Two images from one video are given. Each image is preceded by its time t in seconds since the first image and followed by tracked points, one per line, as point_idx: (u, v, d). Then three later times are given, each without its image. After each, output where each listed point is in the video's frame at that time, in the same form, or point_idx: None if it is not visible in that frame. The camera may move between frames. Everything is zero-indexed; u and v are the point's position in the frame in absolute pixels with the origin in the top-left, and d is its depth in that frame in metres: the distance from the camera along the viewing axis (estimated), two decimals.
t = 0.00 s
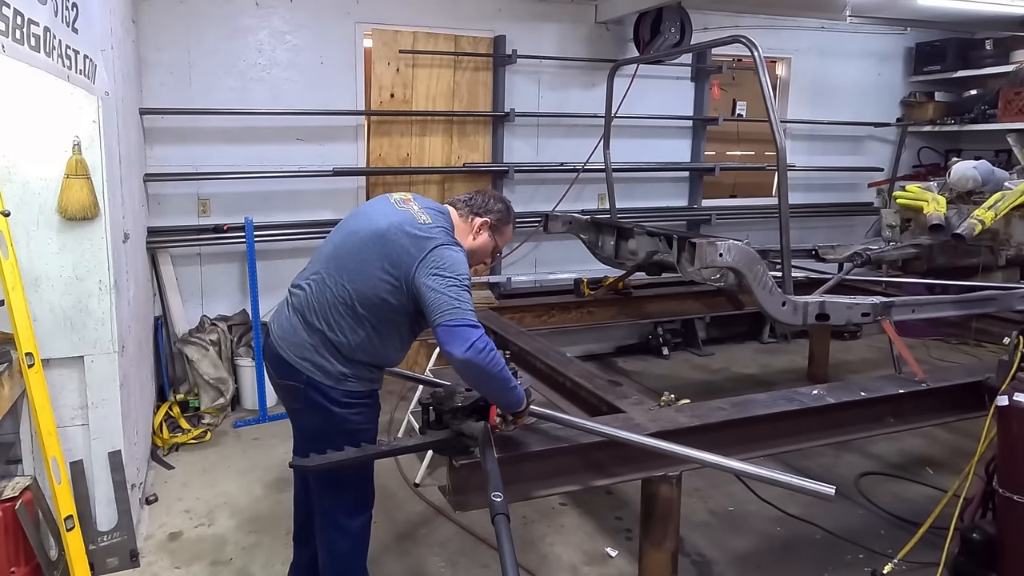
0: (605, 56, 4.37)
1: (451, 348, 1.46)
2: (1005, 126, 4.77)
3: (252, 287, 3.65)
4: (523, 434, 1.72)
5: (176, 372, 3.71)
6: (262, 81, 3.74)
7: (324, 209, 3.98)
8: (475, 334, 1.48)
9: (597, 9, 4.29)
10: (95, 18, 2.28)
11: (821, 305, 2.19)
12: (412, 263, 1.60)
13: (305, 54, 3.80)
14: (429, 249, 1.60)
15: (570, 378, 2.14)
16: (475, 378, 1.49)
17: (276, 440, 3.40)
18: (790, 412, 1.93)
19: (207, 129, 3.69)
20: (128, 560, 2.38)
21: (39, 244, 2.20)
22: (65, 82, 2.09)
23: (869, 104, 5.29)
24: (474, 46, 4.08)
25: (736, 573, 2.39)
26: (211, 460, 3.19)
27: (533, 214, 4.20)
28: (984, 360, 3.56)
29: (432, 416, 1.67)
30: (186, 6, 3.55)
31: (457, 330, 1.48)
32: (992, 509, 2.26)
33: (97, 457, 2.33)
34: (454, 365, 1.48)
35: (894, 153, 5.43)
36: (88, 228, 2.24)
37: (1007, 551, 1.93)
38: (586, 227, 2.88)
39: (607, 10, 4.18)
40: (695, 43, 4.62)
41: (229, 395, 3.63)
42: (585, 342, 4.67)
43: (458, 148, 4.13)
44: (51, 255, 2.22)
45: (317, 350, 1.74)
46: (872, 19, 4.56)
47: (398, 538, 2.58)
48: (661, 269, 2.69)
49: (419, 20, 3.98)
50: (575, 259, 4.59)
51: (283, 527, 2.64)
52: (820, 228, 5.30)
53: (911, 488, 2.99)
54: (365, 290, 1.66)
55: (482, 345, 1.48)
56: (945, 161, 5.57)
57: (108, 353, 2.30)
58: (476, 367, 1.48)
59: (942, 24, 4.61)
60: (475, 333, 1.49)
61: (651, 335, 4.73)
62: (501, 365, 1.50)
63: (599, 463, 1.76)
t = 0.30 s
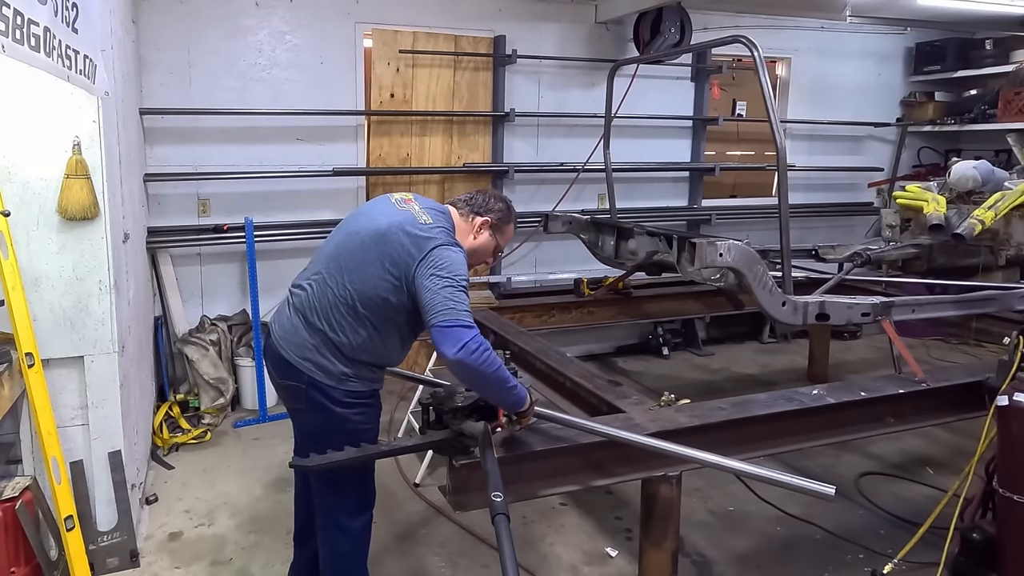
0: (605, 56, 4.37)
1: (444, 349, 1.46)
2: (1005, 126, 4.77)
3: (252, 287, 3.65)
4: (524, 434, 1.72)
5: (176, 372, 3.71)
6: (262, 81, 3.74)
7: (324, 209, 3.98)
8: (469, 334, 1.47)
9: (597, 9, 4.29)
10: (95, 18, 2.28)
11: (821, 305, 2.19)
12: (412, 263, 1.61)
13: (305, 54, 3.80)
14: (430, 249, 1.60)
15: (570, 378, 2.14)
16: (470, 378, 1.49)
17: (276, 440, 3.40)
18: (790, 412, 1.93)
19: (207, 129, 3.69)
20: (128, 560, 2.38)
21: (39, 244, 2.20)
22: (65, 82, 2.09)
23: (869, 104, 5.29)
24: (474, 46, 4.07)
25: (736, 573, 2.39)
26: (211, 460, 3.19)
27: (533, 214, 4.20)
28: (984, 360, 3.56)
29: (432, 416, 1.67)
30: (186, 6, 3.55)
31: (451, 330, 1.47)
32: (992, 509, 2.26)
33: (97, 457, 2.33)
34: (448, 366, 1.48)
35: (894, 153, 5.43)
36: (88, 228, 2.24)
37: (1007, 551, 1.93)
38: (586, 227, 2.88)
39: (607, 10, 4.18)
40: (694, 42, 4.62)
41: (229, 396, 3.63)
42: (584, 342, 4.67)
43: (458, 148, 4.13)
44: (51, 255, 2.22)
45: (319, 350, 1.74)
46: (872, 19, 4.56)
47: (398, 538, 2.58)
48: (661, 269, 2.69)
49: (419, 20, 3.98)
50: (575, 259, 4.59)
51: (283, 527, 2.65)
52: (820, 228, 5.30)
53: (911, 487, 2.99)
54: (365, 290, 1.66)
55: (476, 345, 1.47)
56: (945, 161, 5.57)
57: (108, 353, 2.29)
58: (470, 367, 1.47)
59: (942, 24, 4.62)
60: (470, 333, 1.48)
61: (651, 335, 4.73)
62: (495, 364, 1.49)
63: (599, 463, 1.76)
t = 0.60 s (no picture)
0: (605, 56, 4.37)
1: (441, 352, 1.45)
2: (1005, 126, 4.77)
3: (252, 287, 3.65)
4: (524, 434, 1.72)
5: (176, 372, 3.71)
6: (262, 81, 3.74)
7: (324, 209, 3.98)
8: (465, 336, 1.46)
9: (597, 9, 4.29)
10: (95, 18, 2.28)
11: (820, 305, 2.19)
12: (410, 264, 1.61)
13: (305, 54, 3.80)
14: (428, 250, 1.60)
15: (570, 377, 2.14)
16: (467, 380, 1.48)
17: (276, 440, 3.40)
18: (790, 412, 1.93)
19: (207, 129, 3.69)
20: (128, 560, 2.38)
21: (39, 244, 2.20)
22: (65, 82, 2.09)
23: (869, 104, 5.29)
24: (474, 46, 4.07)
25: (736, 573, 2.39)
26: (211, 460, 3.19)
27: (533, 214, 4.20)
28: (983, 360, 3.56)
29: (432, 416, 1.67)
30: (186, 7, 3.55)
31: (448, 332, 1.46)
32: (992, 509, 2.26)
33: (97, 457, 2.33)
34: (445, 368, 1.47)
35: (894, 153, 5.43)
36: (88, 228, 2.24)
37: (1007, 551, 1.93)
38: (586, 227, 2.88)
39: (607, 10, 4.18)
40: (694, 42, 4.62)
41: (229, 395, 3.63)
42: (584, 341, 4.67)
43: (458, 148, 4.13)
44: (51, 255, 2.22)
45: (318, 350, 1.74)
46: (872, 19, 4.56)
47: (398, 538, 2.58)
48: (661, 269, 2.69)
49: (419, 20, 3.99)
50: (575, 259, 4.59)
51: (283, 527, 2.65)
52: (820, 228, 5.30)
53: (911, 487, 2.99)
54: (364, 291, 1.66)
55: (473, 348, 1.46)
56: (945, 161, 5.58)
57: (108, 353, 2.29)
58: (467, 370, 1.46)
59: (942, 24, 4.62)
60: (467, 335, 1.47)
61: (652, 335, 4.73)
62: (492, 366, 1.49)
63: (599, 463, 1.76)
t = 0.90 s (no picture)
0: (605, 56, 4.37)
1: (436, 357, 1.45)
2: (1005, 126, 4.77)
3: (252, 287, 3.65)
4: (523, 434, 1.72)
5: (176, 372, 3.71)
6: (262, 81, 3.74)
7: (324, 209, 3.98)
8: (461, 340, 1.46)
9: (597, 9, 4.29)
10: (95, 18, 2.28)
11: (820, 305, 2.19)
12: (406, 265, 1.60)
13: (305, 54, 3.80)
14: (423, 252, 1.59)
15: (570, 377, 2.14)
16: (463, 384, 1.48)
17: (276, 440, 3.40)
18: (790, 412, 1.93)
19: (207, 129, 3.69)
20: (128, 560, 2.38)
21: (39, 244, 2.20)
22: (65, 82, 2.09)
23: (869, 104, 5.29)
24: (474, 46, 4.07)
25: (736, 573, 2.39)
26: (211, 460, 3.19)
27: (533, 214, 4.20)
28: (983, 360, 3.56)
29: (432, 416, 1.67)
30: (186, 7, 3.55)
31: (442, 336, 1.46)
32: (991, 509, 2.26)
33: (97, 457, 2.33)
34: (441, 372, 1.47)
35: (894, 153, 5.43)
36: (88, 228, 2.24)
37: (1007, 551, 1.93)
38: (586, 227, 2.88)
39: (607, 10, 4.18)
40: (695, 42, 4.62)
41: (229, 395, 3.63)
42: (584, 342, 4.67)
43: (458, 148, 4.13)
44: (51, 255, 2.22)
45: (315, 351, 1.74)
46: (872, 19, 4.56)
47: (398, 538, 2.58)
48: (661, 269, 2.69)
49: (419, 20, 3.99)
50: (575, 259, 4.59)
51: (283, 527, 2.65)
52: (820, 228, 5.30)
53: (911, 487, 2.99)
54: (360, 292, 1.66)
55: (467, 352, 1.46)
56: (945, 161, 5.58)
57: (108, 353, 2.29)
58: (463, 374, 1.46)
59: (942, 24, 4.62)
60: (462, 339, 1.47)
61: (652, 335, 4.73)
62: (488, 369, 1.48)
63: (599, 463, 1.76)
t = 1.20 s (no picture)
0: (605, 56, 4.37)
1: (434, 356, 1.46)
2: (1005, 126, 4.77)
3: (252, 287, 3.65)
4: (523, 434, 1.72)
5: (176, 372, 3.71)
6: (262, 81, 3.74)
7: (324, 209, 3.98)
8: (458, 340, 1.47)
9: (597, 9, 4.29)
10: (95, 18, 2.28)
11: (820, 305, 2.19)
12: (401, 264, 1.60)
13: (305, 54, 3.80)
14: (418, 250, 1.59)
15: (570, 378, 2.14)
16: (460, 383, 1.49)
17: (276, 440, 3.40)
18: (790, 412, 1.93)
19: (207, 129, 3.69)
20: (128, 560, 2.38)
21: (39, 244, 2.20)
22: (65, 82, 2.08)
23: (869, 104, 5.29)
24: (474, 46, 4.07)
25: (736, 573, 2.39)
26: (211, 460, 3.19)
27: (533, 214, 4.20)
28: (983, 360, 3.56)
29: (432, 416, 1.67)
30: (186, 7, 3.55)
31: (440, 336, 1.47)
32: (992, 509, 2.26)
33: (97, 457, 2.33)
34: (438, 372, 1.48)
35: (894, 153, 5.43)
36: (88, 228, 2.24)
37: (1007, 551, 1.93)
38: (586, 227, 2.88)
39: (607, 10, 4.18)
40: (694, 42, 4.62)
41: (229, 395, 3.63)
42: (585, 342, 4.67)
43: (458, 147, 4.13)
44: (51, 255, 2.22)
45: (314, 351, 1.74)
46: (872, 19, 4.56)
47: (398, 538, 2.58)
48: (661, 269, 2.69)
49: (419, 20, 3.99)
50: (575, 259, 4.59)
51: (283, 527, 2.65)
52: (820, 228, 5.30)
53: (911, 487, 2.99)
54: (356, 292, 1.66)
55: (465, 351, 1.47)
56: (945, 161, 5.58)
57: (108, 353, 2.29)
58: (460, 373, 1.47)
59: (942, 24, 4.62)
60: (458, 338, 1.48)
61: (652, 335, 4.73)
62: (485, 369, 1.49)
63: (599, 463, 1.76)
